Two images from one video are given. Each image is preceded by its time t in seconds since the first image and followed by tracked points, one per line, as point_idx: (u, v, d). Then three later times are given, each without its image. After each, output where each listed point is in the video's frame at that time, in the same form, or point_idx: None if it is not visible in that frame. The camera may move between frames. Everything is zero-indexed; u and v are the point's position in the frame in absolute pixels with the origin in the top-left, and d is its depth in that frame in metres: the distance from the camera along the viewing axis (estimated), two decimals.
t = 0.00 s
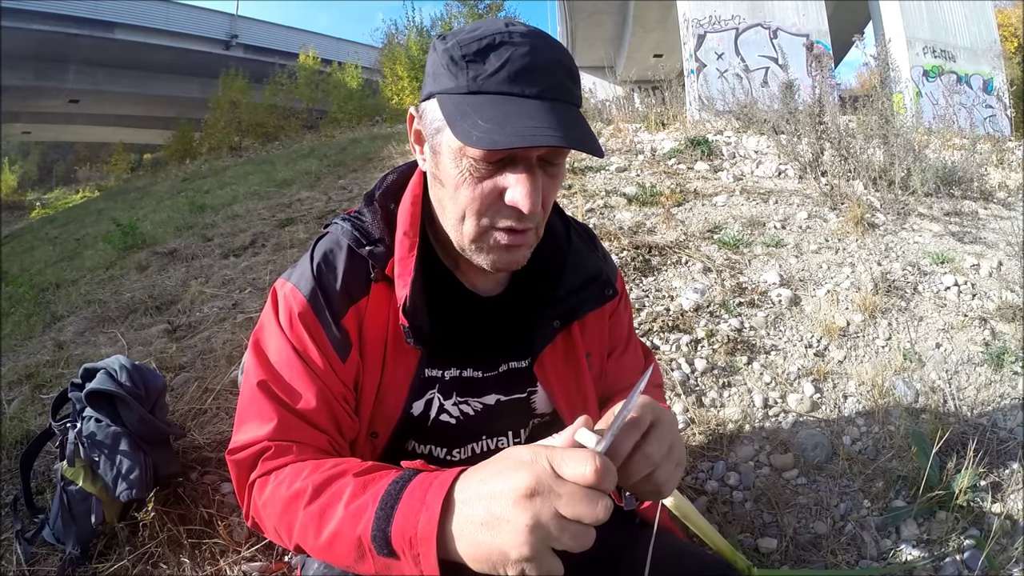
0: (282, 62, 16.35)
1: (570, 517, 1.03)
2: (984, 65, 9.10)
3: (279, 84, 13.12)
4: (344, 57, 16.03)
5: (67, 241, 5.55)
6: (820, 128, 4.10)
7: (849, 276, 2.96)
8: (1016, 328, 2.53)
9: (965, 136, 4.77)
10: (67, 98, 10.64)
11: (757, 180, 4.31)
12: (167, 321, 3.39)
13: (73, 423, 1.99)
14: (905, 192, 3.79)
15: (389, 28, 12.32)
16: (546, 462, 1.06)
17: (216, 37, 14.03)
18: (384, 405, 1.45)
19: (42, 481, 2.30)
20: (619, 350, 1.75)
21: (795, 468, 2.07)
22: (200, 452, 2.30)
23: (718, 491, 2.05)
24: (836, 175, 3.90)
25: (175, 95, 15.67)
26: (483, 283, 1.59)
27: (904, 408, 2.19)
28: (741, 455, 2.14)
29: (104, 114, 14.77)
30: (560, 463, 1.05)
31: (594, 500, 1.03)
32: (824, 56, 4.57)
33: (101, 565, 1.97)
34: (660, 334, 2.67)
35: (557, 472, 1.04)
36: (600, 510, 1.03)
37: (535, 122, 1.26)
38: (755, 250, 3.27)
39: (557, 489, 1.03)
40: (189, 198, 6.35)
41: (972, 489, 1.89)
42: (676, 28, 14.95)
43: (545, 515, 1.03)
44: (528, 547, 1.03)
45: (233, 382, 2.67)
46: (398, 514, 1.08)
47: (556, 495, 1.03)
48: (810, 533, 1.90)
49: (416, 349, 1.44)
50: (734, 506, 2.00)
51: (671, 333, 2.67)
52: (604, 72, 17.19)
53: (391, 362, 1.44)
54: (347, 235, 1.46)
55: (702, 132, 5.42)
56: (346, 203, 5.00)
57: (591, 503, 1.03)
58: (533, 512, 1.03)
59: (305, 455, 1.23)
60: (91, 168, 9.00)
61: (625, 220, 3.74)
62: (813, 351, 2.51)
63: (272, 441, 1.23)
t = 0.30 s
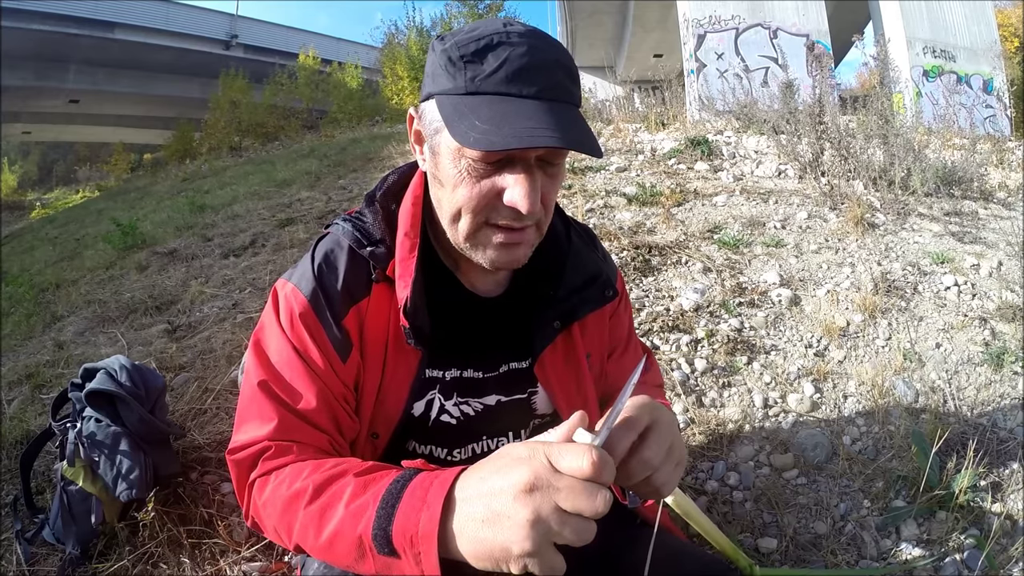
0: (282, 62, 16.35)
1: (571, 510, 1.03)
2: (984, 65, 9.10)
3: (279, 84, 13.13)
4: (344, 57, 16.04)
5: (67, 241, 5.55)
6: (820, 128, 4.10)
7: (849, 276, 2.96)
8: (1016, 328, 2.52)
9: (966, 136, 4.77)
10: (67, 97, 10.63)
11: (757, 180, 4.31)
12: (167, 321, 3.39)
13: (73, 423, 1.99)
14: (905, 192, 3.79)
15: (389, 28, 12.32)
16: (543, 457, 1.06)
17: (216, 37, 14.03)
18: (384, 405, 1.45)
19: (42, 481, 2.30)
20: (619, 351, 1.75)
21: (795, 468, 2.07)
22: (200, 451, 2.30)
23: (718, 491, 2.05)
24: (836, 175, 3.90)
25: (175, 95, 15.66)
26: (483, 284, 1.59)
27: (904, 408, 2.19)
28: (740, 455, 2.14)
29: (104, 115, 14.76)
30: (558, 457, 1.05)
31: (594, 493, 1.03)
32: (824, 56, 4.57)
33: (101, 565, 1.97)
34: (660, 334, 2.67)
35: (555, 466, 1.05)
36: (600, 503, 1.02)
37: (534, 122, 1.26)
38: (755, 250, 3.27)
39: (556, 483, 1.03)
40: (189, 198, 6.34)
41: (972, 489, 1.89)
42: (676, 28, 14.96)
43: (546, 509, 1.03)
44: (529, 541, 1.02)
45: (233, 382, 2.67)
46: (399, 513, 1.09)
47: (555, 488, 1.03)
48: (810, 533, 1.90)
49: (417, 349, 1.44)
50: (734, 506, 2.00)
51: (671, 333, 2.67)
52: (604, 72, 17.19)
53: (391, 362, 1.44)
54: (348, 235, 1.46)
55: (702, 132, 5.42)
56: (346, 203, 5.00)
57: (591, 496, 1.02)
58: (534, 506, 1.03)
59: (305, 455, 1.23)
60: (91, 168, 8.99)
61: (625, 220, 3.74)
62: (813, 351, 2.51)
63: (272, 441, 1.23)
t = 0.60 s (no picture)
0: (282, 62, 16.35)
1: (569, 505, 1.04)
2: (984, 65, 9.09)
3: (279, 84, 13.13)
4: (344, 57, 16.05)
5: (67, 241, 5.55)
6: (820, 128, 4.10)
7: (849, 276, 2.96)
8: (1016, 328, 2.52)
9: (966, 136, 4.76)
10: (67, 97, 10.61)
11: (757, 180, 4.31)
12: (167, 321, 3.39)
13: (73, 423, 1.99)
14: (905, 192, 3.79)
15: (389, 28, 12.31)
16: (547, 449, 1.09)
17: (216, 37, 14.01)
18: (384, 404, 1.45)
19: (42, 481, 2.30)
20: (619, 352, 1.75)
21: (795, 468, 2.07)
22: (200, 451, 2.30)
23: (718, 491, 2.05)
24: (837, 175, 3.90)
25: (175, 95, 15.66)
26: (483, 284, 1.59)
27: (904, 408, 2.19)
28: (740, 455, 2.14)
29: (104, 115, 14.76)
30: (561, 451, 1.07)
31: (594, 490, 1.04)
32: (824, 56, 4.57)
33: (101, 565, 1.97)
34: (660, 334, 2.67)
35: (558, 460, 1.07)
36: (598, 501, 1.04)
37: (510, 99, 1.26)
38: (755, 250, 3.27)
39: (558, 475, 1.05)
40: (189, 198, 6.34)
41: (972, 489, 1.90)
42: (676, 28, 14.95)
43: (546, 501, 1.04)
44: (527, 531, 1.02)
45: (233, 382, 2.67)
46: (402, 514, 1.09)
47: (557, 480, 1.04)
48: (810, 533, 1.90)
49: (418, 348, 1.44)
50: (734, 506, 2.00)
51: (671, 333, 2.67)
52: (604, 72, 17.20)
53: (392, 361, 1.44)
54: (350, 233, 1.45)
55: (702, 132, 5.42)
56: (346, 203, 5.00)
57: (591, 492, 1.04)
58: (535, 495, 1.04)
59: (306, 453, 1.23)
60: (91, 168, 8.98)
61: (625, 220, 3.75)
62: (813, 351, 2.51)
63: (273, 438, 1.23)
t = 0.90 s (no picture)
0: (282, 62, 16.35)
1: (570, 511, 1.04)
2: (984, 65, 9.09)
3: (279, 84, 13.14)
4: (344, 58, 16.06)
5: (68, 241, 5.55)
6: (820, 128, 4.10)
7: (849, 276, 2.96)
8: (1016, 328, 2.53)
9: (965, 136, 4.76)
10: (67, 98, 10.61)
11: (757, 180, 4.31)
12: (167, 321, 3.39)
13: (73, 423, 1.99)
14: (905, 192, 3.79)
15: (389, 28, 12.31)
16: (552, 453, 1.08)
17: (216, 37, 14.00)
18: (385, 402, 1.45)
19: (42, 481, 2.30)
20: (618, 352, 1.75)
21: (795, 468, 2.07)
22: (200, 451, 2.30)
23: (718, 492, 2.05)
24: (836, 175, 3.90)
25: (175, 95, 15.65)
26: (484, 284, 1.59)
27: (904, 408, 2.19)
28: (740, 455, 2.14)
29: (105, 116, 14.74)
30: (566, 457, 1.07)
31: (594, 500, 1.05)
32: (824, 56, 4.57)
33: (101, 565, 1.97)
34: (660, 334, 2.67)
35: (562, 464, 1.07)
36: (598, 509, 1.05)
37: (498, 103, 1.25)
38: (755, 250, 3.27)
39: (562, 481, 1.05)
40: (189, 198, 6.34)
41: (972, 489, 1.90)
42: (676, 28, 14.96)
43: (549, 507, 1.04)
44: (530, 536, 1.03)
45: (233, 383, 2.67)
46: (405, 514, 1.08)
47: (561, 486, 1.04)
48: (810, 533, 1.90)
49: (419, 347, 1.44)
50: (734, 506, 2.00)
51: (671, 333, 2.67)
52: (604, 72, 17.20)
53: (393, 360, 1.44)
54: (351, 233, 1.46)
55: (702, 132, 5.42)
56: (346, 203, 5.00)
57: (593, 498, 1.05)
58: (539, 501, 1.04)
59: (308, 452, 1.23)
60: (91, 167, 8.97)
61: (625, 220, 3.75)
62: (813, 351, 2.51)
63: (275, 436, 1.22)
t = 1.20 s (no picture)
0: (282, 62, 16.35)
1: (574, 526, 1.04)
2: (984, 65, 9.09)
3: (279, 84, 13.14)
4: (344, 57, 16.06)
5: (67, 241, 5.55)
6: (820, 128, 4.09)
7: (849, 276, 2.96)
8: (1015, 328, 2.53)
9: (966, 136, 4.76)
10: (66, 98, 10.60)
11: (757, 180, 4.31)
12: (167, 321, 3.39)
13: (73, 423, 1.99)
14: (905, 192, 3.79)
15: (389, 28, 12.30)
16: (557, 467, 1.06)
17: (216, 37, 13.99)
18: (385, 402, 1.45)
19: (42, 481, 2.30)
20: (618, 352, 1.75)
21: (795, 468, 2.07)
22: (200, 452, 2.30)
23: (718, 492, 2.05)
24: (836, 175, 3.91)
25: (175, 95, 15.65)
26: (484, 285, 1.59)
27: (904, 408, 2.19)
28: (740, 455, 2.14)
29: (104, 115, 14.72)
30: (571, 473, 1.04)
31: (597, 513, 1.04)
32: (824, 56, 4.57)
33: (101, 565, 1.97)
34: (660, 334, 2.67)
35: (567, 479, 1.05)
36: (602, 520, 1.05)
37: (540, 122, 1.27)
38: (755, 250, 3.27)
39: (567, 498, 1.04)
40: (189, 198, 6.34)
41: (972, 489, 1.90)
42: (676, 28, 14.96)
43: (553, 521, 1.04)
44: (534, 549, 1.04)
45: (233, 383, 2.67)
46: (407, 515, 1.09)
47: (565, 502, 1.04)
48: (810, 533, 1.90)
49: (419, 347, 1.44)
50: (734, 506, 2.00)
51: (671, 333, 2.67)
52: (604, 72, 17.21)
53: (392, 360, 1.44)
54: (351, 233, 1.46)
55: (702, 132, 5.42)
56: (346, 203, 5.00)
57: (597, 512, 1.05)
58: (543, 516, 1.04)
59: (308, 452, 1.23)
60: (91, 167, 8.97)
61: (625, 220, 3.75)
62: (813, 351, 2.51)
63: (275, 436, 1.22)
